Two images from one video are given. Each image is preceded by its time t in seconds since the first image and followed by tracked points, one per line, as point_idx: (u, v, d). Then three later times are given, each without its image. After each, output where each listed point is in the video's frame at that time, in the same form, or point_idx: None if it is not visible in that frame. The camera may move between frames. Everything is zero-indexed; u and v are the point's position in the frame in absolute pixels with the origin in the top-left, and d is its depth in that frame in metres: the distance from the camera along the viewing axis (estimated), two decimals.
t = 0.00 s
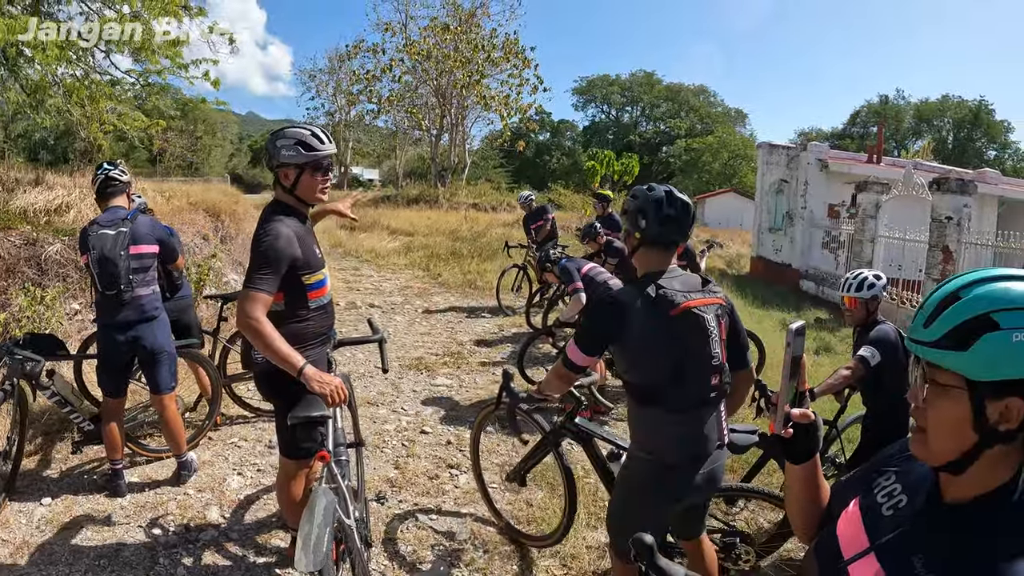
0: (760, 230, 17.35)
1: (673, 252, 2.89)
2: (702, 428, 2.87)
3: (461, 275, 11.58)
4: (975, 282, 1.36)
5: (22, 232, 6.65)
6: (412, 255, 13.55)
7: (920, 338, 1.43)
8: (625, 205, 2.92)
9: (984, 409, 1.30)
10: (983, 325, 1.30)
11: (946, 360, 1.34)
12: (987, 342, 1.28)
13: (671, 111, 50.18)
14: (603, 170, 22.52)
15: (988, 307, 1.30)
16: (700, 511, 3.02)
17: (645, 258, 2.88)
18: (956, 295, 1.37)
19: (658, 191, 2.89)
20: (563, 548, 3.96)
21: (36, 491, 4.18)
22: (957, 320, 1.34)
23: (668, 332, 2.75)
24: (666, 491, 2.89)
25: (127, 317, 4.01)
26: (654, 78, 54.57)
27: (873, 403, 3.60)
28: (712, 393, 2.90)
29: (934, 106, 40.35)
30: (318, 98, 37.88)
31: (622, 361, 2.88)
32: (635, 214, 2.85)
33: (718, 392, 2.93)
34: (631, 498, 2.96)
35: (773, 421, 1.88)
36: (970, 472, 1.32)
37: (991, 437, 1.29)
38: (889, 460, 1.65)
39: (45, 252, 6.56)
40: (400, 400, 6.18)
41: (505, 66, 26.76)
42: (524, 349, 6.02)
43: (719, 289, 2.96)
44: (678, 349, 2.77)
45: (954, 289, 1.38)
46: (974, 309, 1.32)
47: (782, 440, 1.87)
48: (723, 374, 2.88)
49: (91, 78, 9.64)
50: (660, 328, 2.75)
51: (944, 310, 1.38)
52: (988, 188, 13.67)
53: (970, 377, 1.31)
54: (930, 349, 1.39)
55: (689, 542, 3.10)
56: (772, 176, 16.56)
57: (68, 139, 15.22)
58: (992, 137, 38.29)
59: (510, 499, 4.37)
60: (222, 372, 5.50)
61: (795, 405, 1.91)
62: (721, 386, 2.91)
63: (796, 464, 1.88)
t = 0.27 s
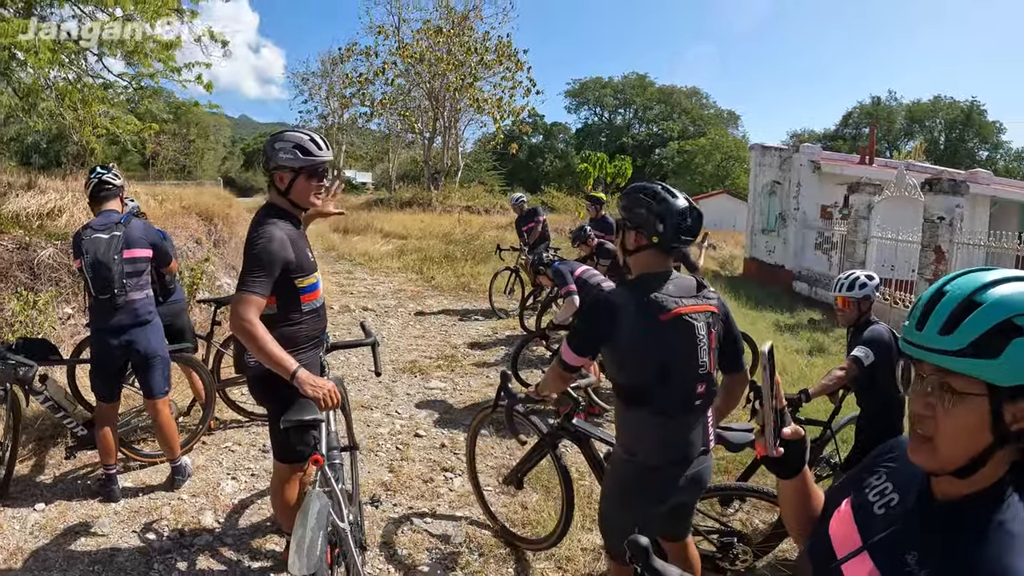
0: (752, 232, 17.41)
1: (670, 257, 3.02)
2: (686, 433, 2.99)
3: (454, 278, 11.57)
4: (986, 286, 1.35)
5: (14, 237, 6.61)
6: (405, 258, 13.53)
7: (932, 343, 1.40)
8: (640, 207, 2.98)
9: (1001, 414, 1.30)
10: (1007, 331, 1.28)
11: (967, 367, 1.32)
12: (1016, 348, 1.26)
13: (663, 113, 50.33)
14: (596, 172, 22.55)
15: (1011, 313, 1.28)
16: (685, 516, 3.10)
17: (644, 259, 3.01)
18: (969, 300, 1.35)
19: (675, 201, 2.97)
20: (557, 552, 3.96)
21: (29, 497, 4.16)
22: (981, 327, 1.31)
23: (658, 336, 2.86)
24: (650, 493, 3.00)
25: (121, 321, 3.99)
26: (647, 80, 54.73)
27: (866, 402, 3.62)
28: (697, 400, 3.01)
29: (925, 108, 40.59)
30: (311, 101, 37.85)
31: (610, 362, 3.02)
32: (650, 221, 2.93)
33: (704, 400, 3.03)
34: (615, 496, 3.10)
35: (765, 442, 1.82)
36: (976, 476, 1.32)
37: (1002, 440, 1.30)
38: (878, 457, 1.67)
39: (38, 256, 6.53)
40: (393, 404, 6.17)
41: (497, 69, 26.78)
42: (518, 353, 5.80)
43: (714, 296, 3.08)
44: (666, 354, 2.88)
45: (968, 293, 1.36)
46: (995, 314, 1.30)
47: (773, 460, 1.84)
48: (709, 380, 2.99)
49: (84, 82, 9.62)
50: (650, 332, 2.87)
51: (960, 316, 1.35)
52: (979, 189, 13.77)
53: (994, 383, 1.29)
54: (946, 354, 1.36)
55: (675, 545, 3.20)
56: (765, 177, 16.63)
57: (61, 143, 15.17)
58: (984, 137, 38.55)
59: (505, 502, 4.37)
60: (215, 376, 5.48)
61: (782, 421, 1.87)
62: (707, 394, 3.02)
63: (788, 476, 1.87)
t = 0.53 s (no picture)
0: (743, 234, 17.50)
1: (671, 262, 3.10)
2: (678, 437, 3.07)
3: (445, 281, 11.56)
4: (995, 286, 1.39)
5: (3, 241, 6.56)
6: (396, 261, 13.51)
7: (941, 333, 1.39)
8: (653, 211, 3.02)
9: (1003, 415, 1.33)
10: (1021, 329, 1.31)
11: (979, 360, 1.32)
12: None
13: (654, 115, 50.52)
14: (587, 175, 22.62)
15: None
16: (675, 518, 3.18)
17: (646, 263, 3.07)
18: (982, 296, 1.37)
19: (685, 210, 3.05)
20: (550, 554, 3.97)
21: (19, 503, 4.11)
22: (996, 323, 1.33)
23: (656, 341, 2.93)
24: (641, 496, 3.07)
25: (111, 326, 3.96)
26: (637, 83, 54.93)
27: (856, 403, 3.65)
28: (690, 406, 3.09)
29: (915, 109, 40.89)
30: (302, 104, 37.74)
31: (605, 364, 3.07)
32: (661, 228, 3.00)
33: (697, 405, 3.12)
34: (607, 496, 3.17)
35: (757, 472, 1.80)
36: (968, 480, 1.33)
37: (999, 441, 1.33)
38: (864, 459, 1.68)
39: (27, 261, 6.48)
40: (384, 407, 6.16)
41: (488, 72, 26.81)
42: (508, 356, 5.54)
43: (712, 301, 3.15)
44: (663, 358, 2.94)
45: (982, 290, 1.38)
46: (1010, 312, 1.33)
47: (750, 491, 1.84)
48: (702, 386, 3.08)
49: (74, 85, 9.56)
50: (648, 336, 2.93)
51: (977, 310, 1.36)
52: (967, 190, 13.90)
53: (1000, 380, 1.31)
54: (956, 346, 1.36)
55: (664, 546, 3.27)
56: (755, 179, 16.72)
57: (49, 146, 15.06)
58: (973, 139, 38.88)
59: (497, 505, 4.38)
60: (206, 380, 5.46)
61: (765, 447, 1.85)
62: (700, 400, 3.11)
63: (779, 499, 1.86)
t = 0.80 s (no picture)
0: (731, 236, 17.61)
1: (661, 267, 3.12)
2: (664, 441, 3.11)
3: (434, 285, 11.55)
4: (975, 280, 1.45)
5: None
6: (384, 265, 13.48)
7: (928, 308, 1.41)
8: (642, 216, 3.04)
9: (985, 409, 1.37)
10: (1002, 314, 1.35)
11: (969, 336, 1.34)
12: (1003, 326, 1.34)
13: (642, 118, 50.75)
14: (575, 178, 22.69)
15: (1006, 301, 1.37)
16: (660, 520, 3.23)
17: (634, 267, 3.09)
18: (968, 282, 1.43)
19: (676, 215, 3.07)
20: (539, 558, 3.97)
21: (5, 510, 4.07)
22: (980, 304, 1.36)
23: (643, 346, 2.96)
24: (627, 499, 3.11)
25: (97, 331, 3.93)
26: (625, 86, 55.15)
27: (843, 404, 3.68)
28: (677, 410, 3.13)
29: (902, 111, 41.27)
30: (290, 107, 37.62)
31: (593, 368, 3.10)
32: (651, 232, 3.00)
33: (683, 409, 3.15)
34: (592, 499, 3.22)
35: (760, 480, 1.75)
36: (950, 476, 1.35)
37: (980, 437, 1.37)
38: (842, 460, 1.69)
39: (13, 266, 6.42)
40: (372, 412, 6.14)
41: (477, 75, 26.84)
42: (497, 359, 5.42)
43: (699, 306, 3.18)
44: (649, 364, 2.97)
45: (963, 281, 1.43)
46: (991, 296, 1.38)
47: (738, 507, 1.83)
48: (687, 391, 3.13)
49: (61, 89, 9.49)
50: (635, 341, 2.96)
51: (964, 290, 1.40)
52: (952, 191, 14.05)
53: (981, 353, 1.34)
54: (942, 321, 1.38)
55: (649, 548, 3.32)
56: (743, 182, 16.83)
57: (34, 150, 14.93)
58: (959, 140, 39.32)
59: (486, 509, 4.38)
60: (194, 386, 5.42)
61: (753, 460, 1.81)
62: (685, 404, 3.15)
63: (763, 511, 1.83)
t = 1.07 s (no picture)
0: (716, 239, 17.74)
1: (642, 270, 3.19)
2: (651, 443, 3.15)
3: (418, 290, 11.53)
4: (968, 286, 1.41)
5: None
6: (369, 270, 13.44)
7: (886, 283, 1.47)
8: (619, 220, 3.13)
9: (909, 404, 1.36)
10: (936, 304, 1.34)
11: (888, 310, 1.39)
12: (928, 313, 1.34)
13: (626, 122, 51.03)
14: (559, 182, 22.77)
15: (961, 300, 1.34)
16: (645, 523, 3.27)
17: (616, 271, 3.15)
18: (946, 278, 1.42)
19: (653, 217, 3.14)
20: (524, 562, 3.98)
21: None
22: (924, 290, 1.37)
23: (632, 349, 3.00)
24: (613, 501, 3.13)
25: (79, 338, 3.88)
26: (610, 89, 55.42)
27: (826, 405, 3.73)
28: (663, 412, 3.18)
29: (885, 114, 41.79)
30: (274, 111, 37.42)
31: (580, 371, 3.11)
32: (630, 235, 3.09)
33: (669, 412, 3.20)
34: (578, 502, 3.22)
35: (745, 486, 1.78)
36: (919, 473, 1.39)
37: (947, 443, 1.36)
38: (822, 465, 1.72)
39: None
40: (357, 418, 6.11)
41: (461, 79, 26.85)
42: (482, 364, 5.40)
43: (683, 310, 3.24)
44: (637, 366, 3.01)
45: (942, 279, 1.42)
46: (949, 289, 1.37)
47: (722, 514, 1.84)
48: (673, 394, 3.17)
49: (44, 92, 9.38)
50: (623, 344, 2.99)
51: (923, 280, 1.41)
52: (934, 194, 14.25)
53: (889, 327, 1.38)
54: (883, 294, 1.43)
55: (634, 550, 3.35)
56: (728, 184, 16.98)
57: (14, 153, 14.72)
58: (942, 143, 39.84)
59: (471, 514, 4.38)
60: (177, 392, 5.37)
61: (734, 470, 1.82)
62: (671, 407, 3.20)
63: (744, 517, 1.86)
